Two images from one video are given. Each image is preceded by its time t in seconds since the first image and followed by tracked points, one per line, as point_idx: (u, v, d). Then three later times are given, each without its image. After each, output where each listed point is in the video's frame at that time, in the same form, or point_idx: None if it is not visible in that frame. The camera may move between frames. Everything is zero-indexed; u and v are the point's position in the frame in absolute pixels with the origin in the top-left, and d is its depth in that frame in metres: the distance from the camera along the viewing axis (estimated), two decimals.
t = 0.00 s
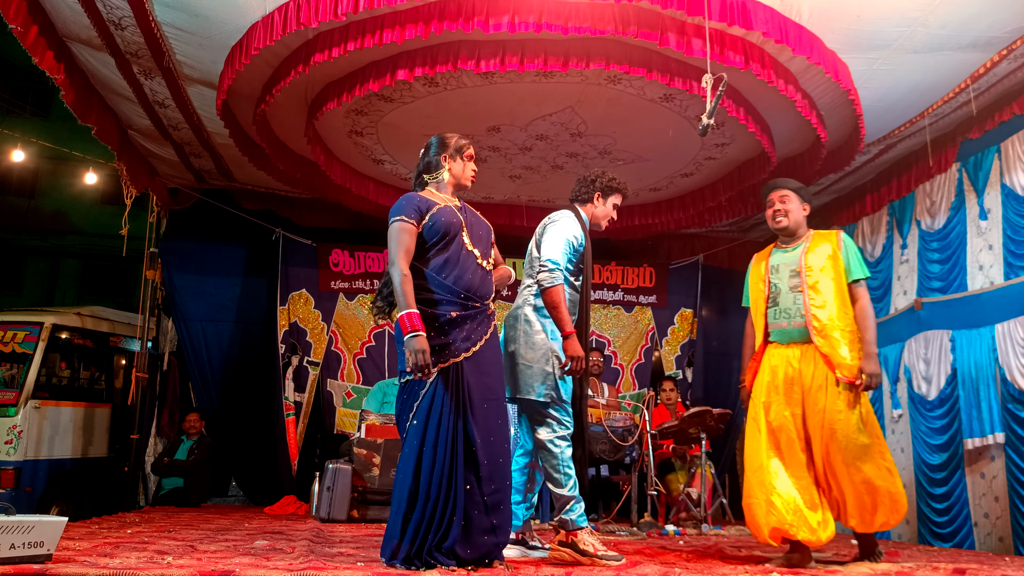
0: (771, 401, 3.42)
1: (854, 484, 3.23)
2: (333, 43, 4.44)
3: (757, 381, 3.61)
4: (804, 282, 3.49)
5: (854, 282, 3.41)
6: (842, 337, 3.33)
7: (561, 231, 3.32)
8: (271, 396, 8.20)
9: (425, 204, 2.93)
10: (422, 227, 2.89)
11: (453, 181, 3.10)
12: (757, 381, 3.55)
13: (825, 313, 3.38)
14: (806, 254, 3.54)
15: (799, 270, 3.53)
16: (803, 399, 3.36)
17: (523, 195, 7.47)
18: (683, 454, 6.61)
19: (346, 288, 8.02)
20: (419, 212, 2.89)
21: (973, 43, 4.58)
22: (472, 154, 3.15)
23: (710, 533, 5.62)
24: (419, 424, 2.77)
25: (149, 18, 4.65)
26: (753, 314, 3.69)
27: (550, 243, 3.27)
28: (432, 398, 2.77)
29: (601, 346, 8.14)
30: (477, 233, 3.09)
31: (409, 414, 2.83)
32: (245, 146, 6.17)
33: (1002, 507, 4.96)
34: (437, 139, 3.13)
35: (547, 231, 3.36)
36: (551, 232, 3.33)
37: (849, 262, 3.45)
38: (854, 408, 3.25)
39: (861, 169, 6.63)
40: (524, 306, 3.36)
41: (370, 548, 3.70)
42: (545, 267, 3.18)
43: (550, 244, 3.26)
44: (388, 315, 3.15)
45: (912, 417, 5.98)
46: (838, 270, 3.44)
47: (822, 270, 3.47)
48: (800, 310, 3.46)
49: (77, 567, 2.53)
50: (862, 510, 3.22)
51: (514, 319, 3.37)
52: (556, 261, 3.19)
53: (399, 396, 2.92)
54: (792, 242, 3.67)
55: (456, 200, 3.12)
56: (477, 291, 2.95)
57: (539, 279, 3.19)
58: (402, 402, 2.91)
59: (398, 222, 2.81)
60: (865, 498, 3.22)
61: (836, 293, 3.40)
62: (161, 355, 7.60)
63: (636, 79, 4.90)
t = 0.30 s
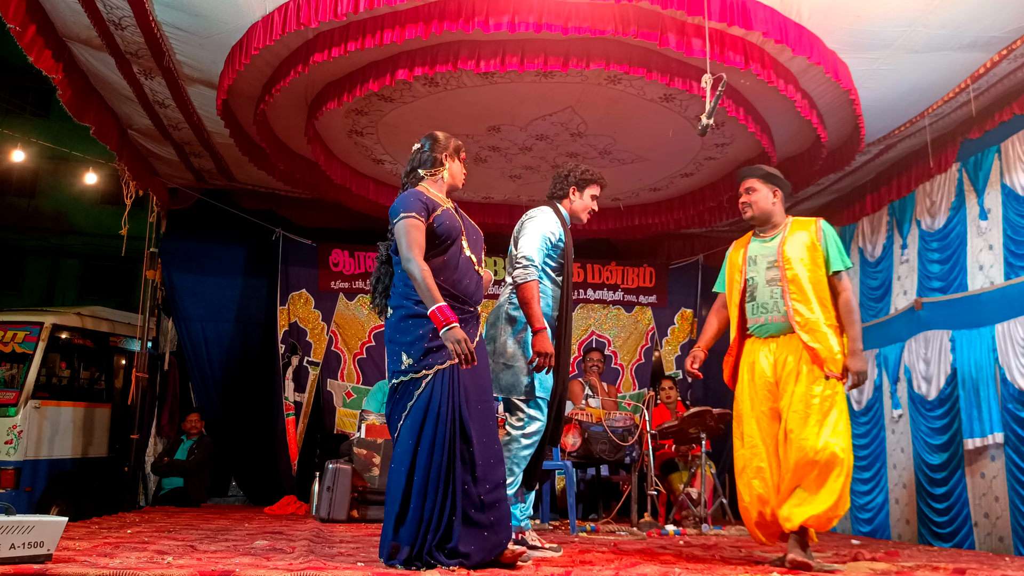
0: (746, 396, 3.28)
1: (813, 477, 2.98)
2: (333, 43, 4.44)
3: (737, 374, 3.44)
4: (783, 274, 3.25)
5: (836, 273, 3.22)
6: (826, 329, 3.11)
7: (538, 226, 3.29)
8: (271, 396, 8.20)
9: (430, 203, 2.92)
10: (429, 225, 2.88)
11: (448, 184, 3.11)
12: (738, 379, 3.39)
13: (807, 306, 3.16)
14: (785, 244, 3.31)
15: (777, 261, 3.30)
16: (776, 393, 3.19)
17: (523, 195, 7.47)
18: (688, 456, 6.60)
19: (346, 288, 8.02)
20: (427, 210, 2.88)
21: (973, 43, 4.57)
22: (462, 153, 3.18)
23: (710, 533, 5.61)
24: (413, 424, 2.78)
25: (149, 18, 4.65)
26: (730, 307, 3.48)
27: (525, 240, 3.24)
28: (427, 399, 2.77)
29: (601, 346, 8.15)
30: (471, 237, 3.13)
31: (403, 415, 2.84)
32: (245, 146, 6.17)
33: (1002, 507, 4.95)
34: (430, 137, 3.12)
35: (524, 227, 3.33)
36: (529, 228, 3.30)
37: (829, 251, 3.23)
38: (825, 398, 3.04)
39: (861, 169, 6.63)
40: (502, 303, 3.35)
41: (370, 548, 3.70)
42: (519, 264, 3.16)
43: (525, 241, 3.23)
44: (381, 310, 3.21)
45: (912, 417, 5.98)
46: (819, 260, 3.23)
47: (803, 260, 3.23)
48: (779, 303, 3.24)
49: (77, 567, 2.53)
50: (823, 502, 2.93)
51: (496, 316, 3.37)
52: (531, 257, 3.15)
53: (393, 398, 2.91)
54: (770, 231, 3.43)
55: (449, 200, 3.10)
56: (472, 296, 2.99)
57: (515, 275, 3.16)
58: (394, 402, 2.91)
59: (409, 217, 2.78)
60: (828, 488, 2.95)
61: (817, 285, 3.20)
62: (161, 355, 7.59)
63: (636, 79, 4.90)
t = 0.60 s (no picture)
0: (723, 384, 3.20)
1: (774, 480, 2.89)
2: (333, 43, 4.44)
3: (721, 361, 3.36)
4: (765, 266, 3.14)
5: (819, 269, 3.02)
6: (798, 325, 2.99)
7: (518, 224, 3.24)
8: (271, 396, 8.20)
9: (433, 203, 2.93)
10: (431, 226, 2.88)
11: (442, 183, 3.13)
12: (721, 361, 3.30)
13: (785, 301, 3.04)
14: (772, 233, 3.17)
15: (762, 251, 3.19)
16: (754, 386, 3.07)
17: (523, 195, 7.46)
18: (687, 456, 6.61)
19: (346, 288, 8.02)
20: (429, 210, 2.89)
21: (973, 43, 4.57)
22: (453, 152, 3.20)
23: (710, 533, 5.61)
24: (417, 425, 2.77)
25: (149, 18, 4.65)
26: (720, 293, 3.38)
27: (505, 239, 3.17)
28: (432, 401, 2.77)
29: (600, 346, 8.15)
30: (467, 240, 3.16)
31: (404, 414, 2.82)
32: (245, 146, 6.18)
33: (1002, 507, 4.95)
34: (424, 136, 3.13)
35: (501, 225, 3.26)
36: (507, 225, 3.24)
37: (817, 245, 3.05)
38: (798, 399, 2.91)
39: (862, 169, 6.63)
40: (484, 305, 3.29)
41: (370, 548, 3.70)
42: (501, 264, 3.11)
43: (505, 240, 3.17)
44: (374, 308, 3.23)
45: (912, 417, 5.98)
46: (803, 253, 3.06)
47: (785, 252, 3.09)
48: (756, 295, 3.13)
49: (78, 567, 2.53)
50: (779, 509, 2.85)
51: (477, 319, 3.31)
52: (512, 257, 3.11)
53: (389, 395, 2.89)
54: (766, 218, 3.31)
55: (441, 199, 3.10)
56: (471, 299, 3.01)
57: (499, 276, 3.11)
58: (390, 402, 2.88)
59: (411, 217, 2.78)
60: (787, 495, 2.85)
61: (797, 279, 3.06)
62: (161, 355, 7.60)
63: (636, 79, 4.90)
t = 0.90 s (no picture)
0: (708, 384, 3.15)
1: (768, 481, 2.84)
2: (333, 43, 4.44)
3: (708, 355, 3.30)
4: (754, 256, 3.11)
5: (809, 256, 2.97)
6: (786, 317, 2.97)
7: (522, 217, 3.10)
8: (271, 396, 8.20)
9: (426, 207, 2.94)
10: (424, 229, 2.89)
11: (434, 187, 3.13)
12: (707, 357, 3.26)
13: (773, 291, 3.01)
14: (762, 222, 3.14)
15: (752, 242, 3.15)
16: (742, 383, 3.05)
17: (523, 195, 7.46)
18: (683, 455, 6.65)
19: (346, 288, 8.03)
20: (422, 214, 2.89)
21: (973, 43, 4.57)
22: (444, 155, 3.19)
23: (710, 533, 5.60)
24: (415, 424, 2.77)
25: (149, 18, 4.65)
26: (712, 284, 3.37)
27: (511, 233, 3.05)
28: (430, 400, 2.77)
29: (600, 346, 8.15)
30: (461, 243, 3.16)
31: (400, 414, 2.82)
32: (245, 146, 6.18)
33: (1002, 507, 4.95)
34: (415, 141, 3.13)
35: (508, 217, 3.12)
36: (512, 218, 3.10)
37: (807, 232, 3.00)
38: (787, 395, 2.87)
39: (862, 168, 6.62)
40: (479, 301, 3.12)
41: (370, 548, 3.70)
42: (507, 258, 3.00)
43: (512, 235, 3.04)
44: (372, 310, 3.23)
45: (912, 417, 5.99)
46: (793, 243, 3.04)
47: (774, 240, 3.06)
48: (745, 286, 3.12)
49: (78, 567, 2.53)
50: (774, 510, 2.79)
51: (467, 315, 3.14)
52: (519, 252, 3.00)
53: (384, 396, 2.88)
54: (757, 209, 3.28)
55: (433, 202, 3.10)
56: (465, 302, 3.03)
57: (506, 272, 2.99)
58: (384, 402, 2.87)
59: (404, 220, 2.80)
60: (784, 495, 2.79)
61: (786, 267, 3.03)
62: (161, 355, 7.60)
63: (636, 79, 4.90)
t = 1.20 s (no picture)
0: (694, 385, 3.12)
1: (764, 479, 2.83)
2: (333, 43, 4.44)
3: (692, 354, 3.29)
4: (735, 253, 3.11)
5: (791, 254, 3.00)
6: (769, 311, 2.96)
7: (528, 217, 3.04)
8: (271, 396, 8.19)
9: (419, 210, 2.96)
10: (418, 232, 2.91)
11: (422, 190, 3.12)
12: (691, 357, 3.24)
13: (754, 286, 3.01)
14: (742, 222, 3.16)
15: (732, 239, 3.16)
16: (728, 384, 3.02)
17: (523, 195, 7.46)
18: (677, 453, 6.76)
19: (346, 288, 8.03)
20: (416, 217, 2.91)
21: (973, 43, 4.57)
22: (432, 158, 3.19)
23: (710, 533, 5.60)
24: (413, 424, 2.77)
25: (149, 18, 4.65)
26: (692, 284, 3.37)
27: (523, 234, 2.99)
28: (427, 400, 2.78)
29: (600, 346, 8.14)
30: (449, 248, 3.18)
31: (399, 414, 2.81)
32: (246, 146, 6.18)
33: (1002, 507, 4.95)
34: (405, 143, 3.13)
35: (516, 217, 3.04)
36: (518, 219, 3.03)
37: (787, 230, 3.03)
38: (777, 394, 2.87)
39: (861, 169, 6.62)
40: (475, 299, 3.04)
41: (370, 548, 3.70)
42: (525, 257, 2.95)
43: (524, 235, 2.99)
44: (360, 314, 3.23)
45: (912, 417, 5.99)
46: (774, 240, 3.05)
47: (755, 237, 3.07)
48: (725, 282, 3.11)
49: (77, 567, 2.53)
50: (774, 509, 2.78)
51: (471, 313, 3.02)
52: (536, 250, 2.97)
53: (379, 396, 2.87)
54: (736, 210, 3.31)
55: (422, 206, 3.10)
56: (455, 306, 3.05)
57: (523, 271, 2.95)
58: (381, 401, 2.85)
59: (399, 222, 2.82)
60: (783, 494, 2.79)
61: (768, 264, 3.03)
62: (161, 355, 7.59)
63: (636, 79, 4.90)
